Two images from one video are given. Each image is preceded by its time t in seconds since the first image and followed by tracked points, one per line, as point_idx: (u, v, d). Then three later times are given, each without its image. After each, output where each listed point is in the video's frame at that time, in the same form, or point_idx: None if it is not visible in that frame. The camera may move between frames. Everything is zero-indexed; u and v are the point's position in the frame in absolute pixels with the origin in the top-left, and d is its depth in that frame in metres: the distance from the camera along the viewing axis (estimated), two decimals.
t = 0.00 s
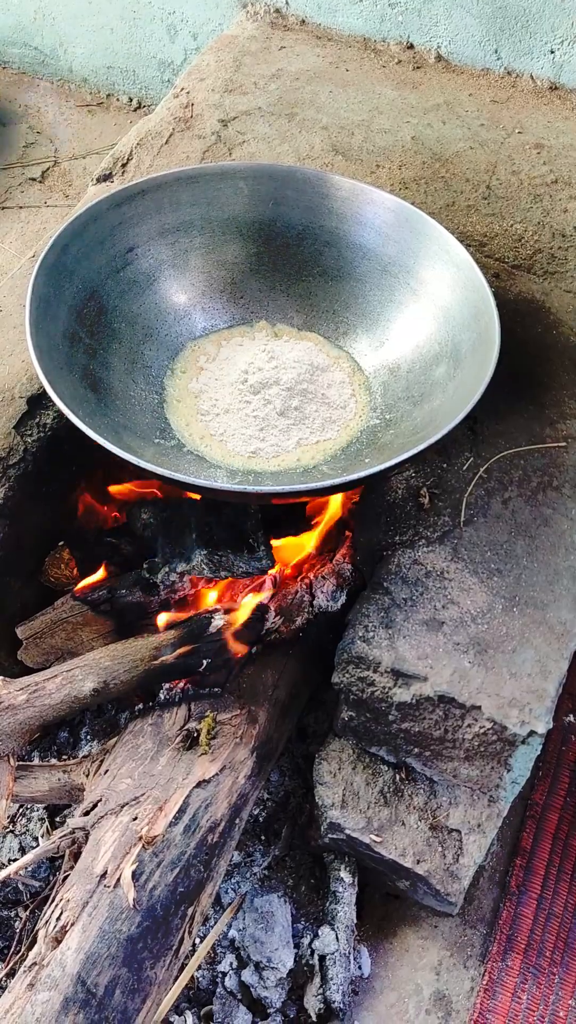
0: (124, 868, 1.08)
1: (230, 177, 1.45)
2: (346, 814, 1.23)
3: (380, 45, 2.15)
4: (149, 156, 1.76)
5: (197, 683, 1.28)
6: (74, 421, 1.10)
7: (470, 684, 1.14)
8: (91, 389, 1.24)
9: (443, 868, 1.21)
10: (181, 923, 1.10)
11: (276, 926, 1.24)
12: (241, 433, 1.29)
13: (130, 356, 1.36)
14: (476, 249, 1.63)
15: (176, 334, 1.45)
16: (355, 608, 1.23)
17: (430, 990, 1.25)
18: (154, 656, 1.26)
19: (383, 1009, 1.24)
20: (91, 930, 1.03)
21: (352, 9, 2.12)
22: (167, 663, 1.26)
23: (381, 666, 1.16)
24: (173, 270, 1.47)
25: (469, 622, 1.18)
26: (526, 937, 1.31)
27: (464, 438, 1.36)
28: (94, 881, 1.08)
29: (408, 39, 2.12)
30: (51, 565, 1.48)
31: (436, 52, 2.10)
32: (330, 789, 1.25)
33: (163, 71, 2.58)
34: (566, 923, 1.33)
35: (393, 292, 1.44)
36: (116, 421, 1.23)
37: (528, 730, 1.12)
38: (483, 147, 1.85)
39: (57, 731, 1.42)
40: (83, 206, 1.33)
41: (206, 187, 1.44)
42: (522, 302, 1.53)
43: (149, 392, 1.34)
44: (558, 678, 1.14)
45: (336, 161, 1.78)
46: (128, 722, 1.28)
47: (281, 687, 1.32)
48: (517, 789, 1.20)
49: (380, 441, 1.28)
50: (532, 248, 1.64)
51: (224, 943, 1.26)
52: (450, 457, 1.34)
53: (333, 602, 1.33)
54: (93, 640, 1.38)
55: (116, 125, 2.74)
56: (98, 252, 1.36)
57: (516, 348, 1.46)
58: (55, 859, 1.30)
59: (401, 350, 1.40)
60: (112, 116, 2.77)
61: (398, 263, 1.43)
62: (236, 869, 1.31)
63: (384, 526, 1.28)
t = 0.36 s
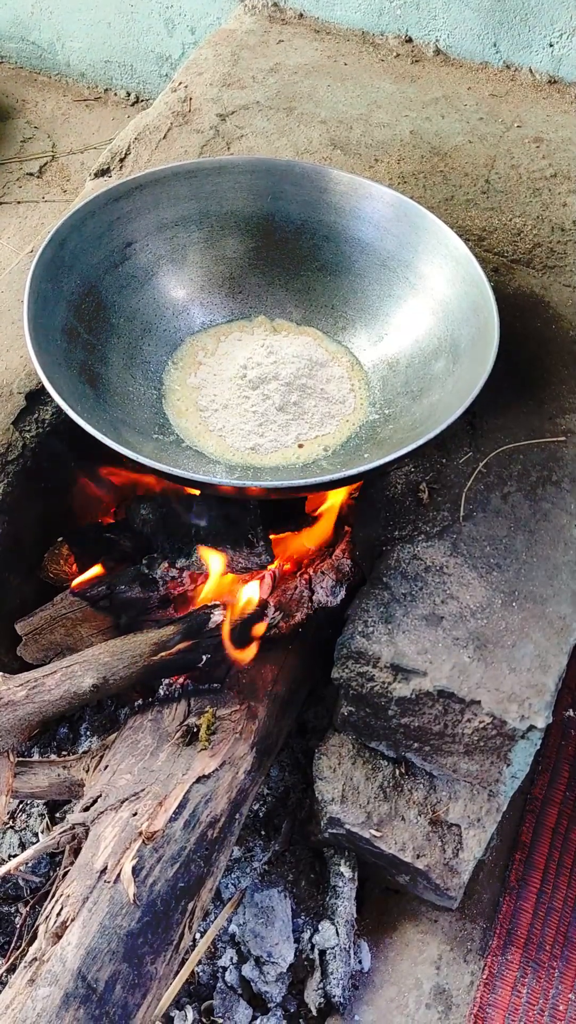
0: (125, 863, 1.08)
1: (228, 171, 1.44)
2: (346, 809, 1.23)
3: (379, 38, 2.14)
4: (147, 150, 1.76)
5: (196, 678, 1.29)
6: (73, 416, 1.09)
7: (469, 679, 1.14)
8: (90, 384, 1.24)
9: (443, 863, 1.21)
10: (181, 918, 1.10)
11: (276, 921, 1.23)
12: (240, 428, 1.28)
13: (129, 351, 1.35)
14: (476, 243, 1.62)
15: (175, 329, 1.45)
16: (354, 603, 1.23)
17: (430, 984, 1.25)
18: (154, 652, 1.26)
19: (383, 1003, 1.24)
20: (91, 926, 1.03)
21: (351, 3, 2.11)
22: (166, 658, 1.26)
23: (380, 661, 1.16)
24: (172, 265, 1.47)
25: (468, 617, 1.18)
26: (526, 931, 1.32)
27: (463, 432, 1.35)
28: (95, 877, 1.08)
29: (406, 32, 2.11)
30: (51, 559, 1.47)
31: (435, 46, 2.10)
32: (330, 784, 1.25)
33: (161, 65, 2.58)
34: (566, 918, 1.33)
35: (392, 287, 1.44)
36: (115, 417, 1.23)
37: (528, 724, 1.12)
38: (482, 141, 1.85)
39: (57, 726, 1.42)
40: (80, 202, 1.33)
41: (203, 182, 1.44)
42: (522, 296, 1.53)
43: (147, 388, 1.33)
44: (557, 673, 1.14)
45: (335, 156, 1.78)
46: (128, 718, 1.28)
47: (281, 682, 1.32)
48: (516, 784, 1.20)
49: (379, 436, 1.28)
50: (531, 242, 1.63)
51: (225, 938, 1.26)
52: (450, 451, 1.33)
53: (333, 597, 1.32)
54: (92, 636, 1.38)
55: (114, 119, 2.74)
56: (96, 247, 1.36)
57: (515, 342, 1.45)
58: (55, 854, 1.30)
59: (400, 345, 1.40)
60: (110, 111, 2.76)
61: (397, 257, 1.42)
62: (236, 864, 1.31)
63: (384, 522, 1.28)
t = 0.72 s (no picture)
0: (121, 859, 1.08)
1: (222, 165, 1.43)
2: (342, 805, 1.23)
3: (373, 32, 2.13)
4: (141, 145, 1.75)
5: (192, 674, 1.28)
6: (67, 413, 1.09)
7: (465, 673, 1.13)
8: (85, 381, 1.24)
9: (440, 857, 1.21)
10: (178, 914, 1.10)
11: (273, 917, 1.23)
12: (235, 423, 1.28)
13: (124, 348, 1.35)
14: (472, 237, 1.62)
15: (170, 324, 1.44)
16: (350, 598, 1.23)
17: (427, 979, 1.25)
18: (149, 648, 1.26)
19: (380, 998, 1.24)
20: (87, 922, 1.03)
21: None
22: (162, 654, 1.26)
23: (376, 657, 1.16)
24: (167, 260, 1.46)
25: (464, 612, 1.18)
26: (523, 926, 1.32)
27: (459, 426, 1.35)
28: (91, 873, 1.08)
29: (401, 26, 2.11)
30: (45, 557, 1.47)
31: (430, 39, 2.09)
32: (327, 779, 1.25)
33: (155, 59, 2.57)
34: (563, 912, 1.34)
35: (388, 281, 1.43)
36: (110, 413, 1.22)
37: (524, 719, 1.12)
38: (477, 135, 1.84)
39: (53, 723, 1.42)
40: (74, 197, 1.32)
41: (197, 176, 1.43)
42: (517, 291, 1.52)
43: (142, 383, 1.33)
44: (554, 667, 1.14)
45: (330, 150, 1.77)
46: (124, 714, 1.28)
47: (277, 678, 1.31)
48: (513, 778, 1.20)
49: (374, 432, 1.27)
50: (527, 236, 1.63)
51: (222, 933, 1.26)
52: (445, 446, 1.33)
53: (329, 591, 1.33)
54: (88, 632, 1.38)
55: (109, 114, 2.73)
56: (90, 243, 1.35)
57: (510, 336, 1.45)
58: (51, 851, 1.30)
59: (395, 339, 1.40)
60: (104, 105, 2.75)
61: (391, 252, 1.42)
62: (233, 860, 1.32)
63: (380, 515, 1.29)
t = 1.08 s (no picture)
0: (118, 857, 1.08)
1: (217, 162, 1.43)
2: (339, 802, 1.23)
3: (368, 29, 2.13)
4: (135, 143, 1.75)
5: (188, 673, 1.28)
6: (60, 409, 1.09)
7: (461, 670, 1.13)
8: (80, 377, 1.23)
9: (437, 854, 1.21)
10: (175, 912, 1.10)
11: (271, 914, 1.24)
12: (230, 421, 1.28)
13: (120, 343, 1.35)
14: (467, 234, 1.61)
15: (165, 322, 1.44)
16: (346, 596, 1.22)
17: (424, 975, 1.25)
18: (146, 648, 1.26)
19: (378, 994, 1.24)
20: (84, 920, 1.03)
21: None
22: (158, 653, 1.26)
23: (372, 654, 1.15)
24: (162, 259, 1.46)
25: (460, 609, 1.18)
26: (520, 922, 1.32)
27: (454, 423, 1.35)
28: (87, 871, 1.08)
29: (396, 23, 2.10)
30: (40, 557, 1.48)
31: (424, 36, 2.09)
32: (323, 776, 1.25)
33: (150, 57, 2.56)
34: (560, 909, 1.34)
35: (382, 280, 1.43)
36: (105, 411, 1.22)
37: (520, 715, 1.12)
38: (472, 132, 1.84)
39: (50, 722, 1.42)
40: (68, 194, 1.32)
41: (192, 174, 1.43)
42: (512, 287, 1.52)
43: (138, 382, 1.33)
44: (549, 664, 1.15)
45: (324, 147, 1.77)
46: (120, 712, 1.28)
47: (273, 676, 1.31)
48: (509, 774, 1.21)
49: (369, 429, 1.27)
50: (522, 233, 1.63)
51: (219, 931, 1.26)
52: (441, 443, 1.33)
53: (325, 590, 1.33)
54: (84, 631, 1.38)
55: (104, 112, 2.73)
56: (85, 241, 1.35)
57: (506, 333, 1.45)
58: (48, 849, 1.30)
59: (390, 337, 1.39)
60: (99, 103, 2.75)
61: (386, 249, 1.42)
62: (230, 858, 1.32)
63: (375, 515, 1.28)
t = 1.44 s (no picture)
0: (117, 857, 1.08)
1: (214, 164, 1.43)
2: (338, 801, 1.23)
3: (364, 31, 2.14)
4: (132, 145, 1.75)
5: (186, 673, 1.28)
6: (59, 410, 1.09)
7: (459, 669, 1.14)
8: (77, 378, 1.24)
9: (435, 853, 1.21)
10: (174, 912, 1.10)
11: (270, 914, 1.24)
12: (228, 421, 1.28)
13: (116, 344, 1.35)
14: (464, 235, 1.62)
15: (162, 323, 1.44)
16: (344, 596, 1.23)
17: (423, 975, 1.26)
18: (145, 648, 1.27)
19: (377, 994, 1.24)
20: (84, 921, 1.03)
21: None
22: (157, 654, 1.27)
23: (370, 653, 1.16)
24: (159, 260, 1.46)
25: (458, 608, 1.18)
26: (519, 921, 1.32)
27: (452, 423, 1.35)
28: (87, 871, 1.08)
29: (392, 24, 2.11)
30: (40, 557, 1.48)
31: (421, 37, 2.10)
32: (322, 776, 1.25)
33: (146, 59, 2.57)
34: (558, 907, 1.34)
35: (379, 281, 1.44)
36: (103, 413, 1.22)
37: (518, 715, 1.12)
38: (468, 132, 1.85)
39: (49, 723, 1.42)
40: (65, 196, 1.32)
41: (189, 176, 1.43)
42: (509, 288, 1.53)
43: (136, 383, 1.33)
44: (547, 663, 1.15)
45: (322, 148, 1.77)
46: (119, 713, 1.28)
47: (272, 676, 1.31)
48: (507, 773, 1.21)
49: (367, 429, 1.27)
50: (519, 234, 1.63)
51: (218, 931, 1.26)
52: (438, 443, 1.34)
53: (323, 590, 1.33)
54: (83, 631, 1.38)
55: (101, 114, 2.73)
56: (83, 243, 1.35)
57: (503, 333, 1.45)
58: (48, 850, 1.30)
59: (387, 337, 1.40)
60: (97, 105, 2.75)
61: (384, 250, 1.42)
62: (229, 858, 1.32)
63: (373, 515, 1.28)
